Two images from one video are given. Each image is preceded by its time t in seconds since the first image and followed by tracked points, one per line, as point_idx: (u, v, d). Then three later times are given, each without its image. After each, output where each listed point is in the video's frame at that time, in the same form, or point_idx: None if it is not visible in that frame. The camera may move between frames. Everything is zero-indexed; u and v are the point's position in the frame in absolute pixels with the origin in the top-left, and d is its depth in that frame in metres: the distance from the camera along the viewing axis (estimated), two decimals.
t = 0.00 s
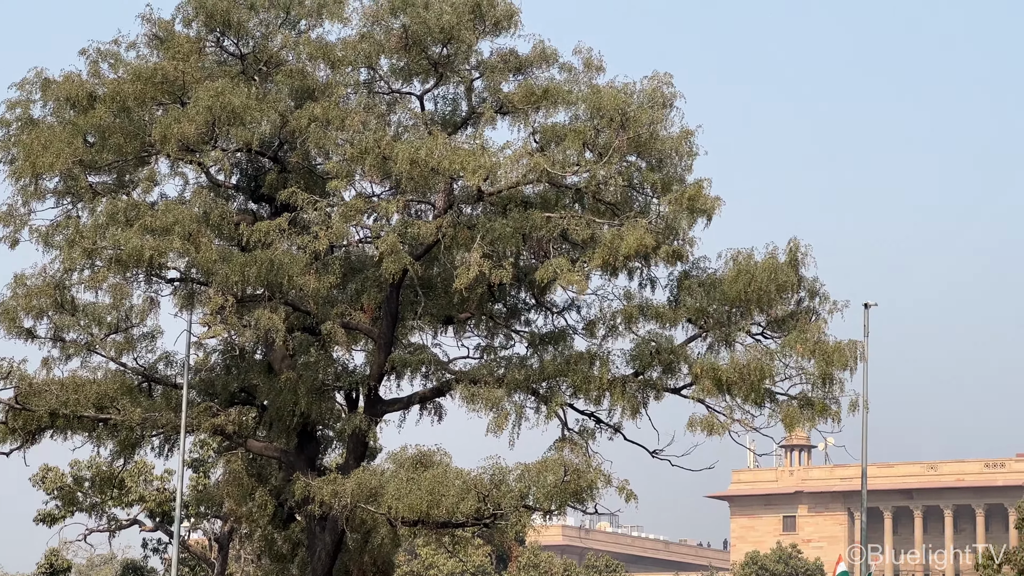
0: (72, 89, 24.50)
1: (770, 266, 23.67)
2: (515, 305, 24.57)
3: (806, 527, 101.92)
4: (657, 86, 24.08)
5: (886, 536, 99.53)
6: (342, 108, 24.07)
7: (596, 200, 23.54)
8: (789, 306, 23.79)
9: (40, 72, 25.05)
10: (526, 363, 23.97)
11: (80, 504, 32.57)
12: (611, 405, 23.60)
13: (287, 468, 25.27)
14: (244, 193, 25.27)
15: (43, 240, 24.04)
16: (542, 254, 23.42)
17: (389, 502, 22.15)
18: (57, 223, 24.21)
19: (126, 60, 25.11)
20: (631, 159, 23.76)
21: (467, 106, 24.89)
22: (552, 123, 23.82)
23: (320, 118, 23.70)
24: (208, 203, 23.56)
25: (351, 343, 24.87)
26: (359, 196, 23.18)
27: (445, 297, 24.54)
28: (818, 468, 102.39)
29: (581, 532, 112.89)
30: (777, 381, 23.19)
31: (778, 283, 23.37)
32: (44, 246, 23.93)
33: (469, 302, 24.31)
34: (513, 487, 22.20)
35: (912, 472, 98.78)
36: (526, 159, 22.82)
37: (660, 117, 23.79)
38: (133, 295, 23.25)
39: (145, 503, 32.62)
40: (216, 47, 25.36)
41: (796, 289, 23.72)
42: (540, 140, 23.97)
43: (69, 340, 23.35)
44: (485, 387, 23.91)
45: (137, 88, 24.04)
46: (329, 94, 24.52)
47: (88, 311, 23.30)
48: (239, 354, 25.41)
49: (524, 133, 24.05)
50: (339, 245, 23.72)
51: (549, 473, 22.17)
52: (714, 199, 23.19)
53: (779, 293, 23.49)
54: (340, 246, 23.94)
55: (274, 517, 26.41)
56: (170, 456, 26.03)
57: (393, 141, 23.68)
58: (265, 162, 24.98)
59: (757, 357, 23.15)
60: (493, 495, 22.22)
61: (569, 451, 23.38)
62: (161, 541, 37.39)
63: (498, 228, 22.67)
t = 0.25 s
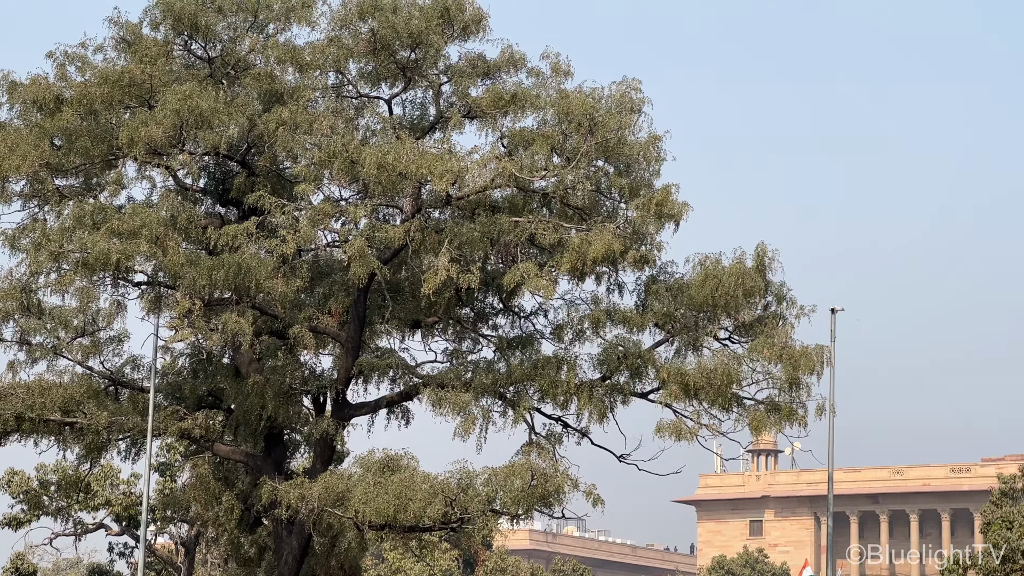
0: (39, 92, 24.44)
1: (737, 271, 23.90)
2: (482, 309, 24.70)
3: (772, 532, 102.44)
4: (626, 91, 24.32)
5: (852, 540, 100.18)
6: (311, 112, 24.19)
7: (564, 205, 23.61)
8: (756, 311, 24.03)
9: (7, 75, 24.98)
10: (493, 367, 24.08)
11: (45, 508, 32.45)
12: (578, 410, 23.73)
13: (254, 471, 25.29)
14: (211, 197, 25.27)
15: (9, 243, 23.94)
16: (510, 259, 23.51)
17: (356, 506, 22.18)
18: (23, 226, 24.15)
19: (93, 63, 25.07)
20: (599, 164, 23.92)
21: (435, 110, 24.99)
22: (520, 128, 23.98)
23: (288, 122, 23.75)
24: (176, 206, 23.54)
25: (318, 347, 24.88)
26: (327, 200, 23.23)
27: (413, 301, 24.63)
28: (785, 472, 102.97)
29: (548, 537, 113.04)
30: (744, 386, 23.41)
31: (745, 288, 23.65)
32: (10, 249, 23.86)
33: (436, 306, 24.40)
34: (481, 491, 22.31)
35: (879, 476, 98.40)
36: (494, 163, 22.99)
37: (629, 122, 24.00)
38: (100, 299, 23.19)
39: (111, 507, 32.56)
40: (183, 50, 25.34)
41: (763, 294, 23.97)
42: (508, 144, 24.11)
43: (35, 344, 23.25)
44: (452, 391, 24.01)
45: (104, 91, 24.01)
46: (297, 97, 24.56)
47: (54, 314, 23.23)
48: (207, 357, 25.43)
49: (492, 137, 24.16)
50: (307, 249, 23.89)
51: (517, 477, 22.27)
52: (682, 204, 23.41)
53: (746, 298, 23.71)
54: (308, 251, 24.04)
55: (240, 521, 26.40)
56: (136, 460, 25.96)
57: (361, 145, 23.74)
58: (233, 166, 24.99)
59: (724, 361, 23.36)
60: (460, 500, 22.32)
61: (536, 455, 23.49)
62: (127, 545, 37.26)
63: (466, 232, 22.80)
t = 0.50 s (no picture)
0: None
1: (699, 277, 24.12)
2: (444, 314, 24.77)
3: (733, 536, 102.84)
4: (588, 96, 24.53)
5: (812, 544, 100.83)
6: (272, 116, 24.12)
7: (526, 209, 23.91)
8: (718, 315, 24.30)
9: None
10: (455, 371, 24.22)
11: (3, 512, 32.27)
12: (539, 414, 23.85)
13: (215, 476, 25.26)
14: (172, 201, 25.22)
15: None
16: (472, 263, 23.58)
17: (318, 510, 22.17)
18: None
19: (54, 66, 24.99)
20: (561, 169, 24.09)
21: (398, 115, 25.08)
22: (482, 132, 24.11)
23: (250, 126, 23.75)
24: (137, 210, 23.48)
25: (280, 351, 24.86)
26: (289, 205, 23.27)
27: (375, 305, 24.66)
28: (747, 477, 103.21)
29: (509, 541, 113.20)
30: (705, 391, 23.66)
31: (707, 293, 23.99)
32: None
33: (398, 311, 24.47)
34: (443, 494, 22.54)
35: (840, 481, 99.58)
36: (457, 168, 23.04)
37: (591, 127, 24.25)
38: (60, 302, 23.11)
39: (71, 511, 32.43)
40: (144, 53, 25.29)
41: (724, 299, 24.26)
42: (470, 149, 24.16)
43: None
44: (414, 395, 24.02)
45: (64, 94, 23.93)
46: (259, 101, 24.53)
47: (14, 318, 23.12)
48: (168, 361, 25.32)
49: (454, 142, 24.24)
50: (269, 253, 23.93)
51: (479, 482, 22.41)
52: (643, 210, 23.61)
53: (707, 303, 24.08)
54: (270, 255, 24.09)
55: (201, 526, 26.36)
56: (96, 464, 25.90)
57: (323, 149, 23.75)
58: (195, 169, 24.98)
59: (685, 366, 23.60)
60: (421, 504, 22.53)
61: (498, 459, 23.61)
62: (86, 549, 37.11)
63: (428, 237, 22.91)
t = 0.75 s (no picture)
0: None
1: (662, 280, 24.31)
2: (408, 317, 24.82)
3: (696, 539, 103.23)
4: (552, 98, 24.67)
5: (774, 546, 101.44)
6: (236, 118, 24.07)
7: (490, 212, 24.01)
8: (681, 318, 24.53)
9: None
10: (419, 374, 24.26)
11: None
12: (503, 417, 23.92)
13: (178, 478, 25.20)
14: (135, 202, 25.11)
15: None
16: (435, 265, 23.66)
17: (280, 513, 22.17)
18: None
19: (16, 66, 24.88)
20: (525, 172, 24.22)
21: (362, 117, 25.13)
22: (446, 135, 24.23)
23: (214, 127, 23.69)
24: (100, 211, 23.41)
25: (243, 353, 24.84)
26: (253, 207, 23.27)
27: (339, 308, 24.69)
28: (710, 480, 103.85)
29: (472, 543, 113.26)
30: (668, 394, 23.84)
31: (671, 296, 24.13)
32: None
33: (362, 313, 24.50)
34: (406, 497, 22.57)
35: (801, 484, 99.90)
36: (420, 170, 23.17)
37: (555, 130, 24.40)
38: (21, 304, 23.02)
39: (31, 513, 32.27)
40: (107, 54, 25.21)
41: (688, 301, 24.49)
42: (434, 151, 24.31)
43: None
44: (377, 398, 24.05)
45: (26, 95, 23.77)
46: (223, 103, 24.48)
47: None
48: (130, 363, 25.20)
49: (418, 144, 24.34)
50: (232, 255, 23.91)
51: (442, 484, 22.47)
52: (607, 213, 23.78)
53: (671, 305, 24.22)
54: (233, 257, 24.09)
55: (163, 528, 26.29)
56: (57, 467, 25.79)
57: (287, 151, 23.77)
58: (158, 171, 24.91)
59: (648, 369, 23.80)
60: (384, 506, 22.55)
61: (461, 462, 23.69)
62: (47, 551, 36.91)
63: (392, 239, 22.98)
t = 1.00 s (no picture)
0: None
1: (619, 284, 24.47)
2: (364, 319, 24.84)
3: (652, 542, 103.61)
4: (509, 100, 24.75)
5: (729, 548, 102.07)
6: (192, 119, 24.03)
7: (446, 215, 24.09)
8: (638, 322, 24.75)
9: None
10: (375, 376, 24.27)
11: None
12: (459, 419, 24.02)
13: (131, 481, 25.09)
14: (90, 204, 24.96)
15: None
16: (391, 268, 23.71)
17: (235, 515, 22.18)
18: None
19: None
20: (482, 174, 24.33)
21: (319, 120, 25.13)
22: (404, 137, 24.31)
23: (170, 128, 23.61)
24: (54, 212, 23.28)
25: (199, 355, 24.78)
26: (209, 209, 23.23)
27: (295, 310, 24.68)
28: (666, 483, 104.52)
29: (428, 546, 113.22)
30: (624, 397, 24.04)
31: (627, 299, 24.31)
32: None
33: (318, 315, 24.49)
34: (361, 500, 22.54)
35: (756, 488, 100.34)
36: (377, 173, 23.16)
37: (512, 133, 24.54)
38: None
39: None
40: (62, 54, 25.08)
41: (644, 305, 24.71)
42: (391, 154, 24.40)
43: None
44: (333, 400, 24.07)
45: None
46: (178, 104, 24.39)
47: None
48: (83, 365, 24.95)
49: (375, 146, 24.42)
50: (187, 257, 23.84)
51: (397, 487, 22.50)
52: (563, 215, 23.94)
53: (628, 309, 24.41)
54: (189, 259, 24.03)
55: (117, 531, 26.16)
56: (10, 470, 25.68)
57: (244, 153, 23.74)
58: (113, 172, 24.80)
59: (604, 372, 23.95)
60: (339, 509, 22.55)
61: (417, 464, 23.76)
62: None
63: (348, 241, 23.02)
